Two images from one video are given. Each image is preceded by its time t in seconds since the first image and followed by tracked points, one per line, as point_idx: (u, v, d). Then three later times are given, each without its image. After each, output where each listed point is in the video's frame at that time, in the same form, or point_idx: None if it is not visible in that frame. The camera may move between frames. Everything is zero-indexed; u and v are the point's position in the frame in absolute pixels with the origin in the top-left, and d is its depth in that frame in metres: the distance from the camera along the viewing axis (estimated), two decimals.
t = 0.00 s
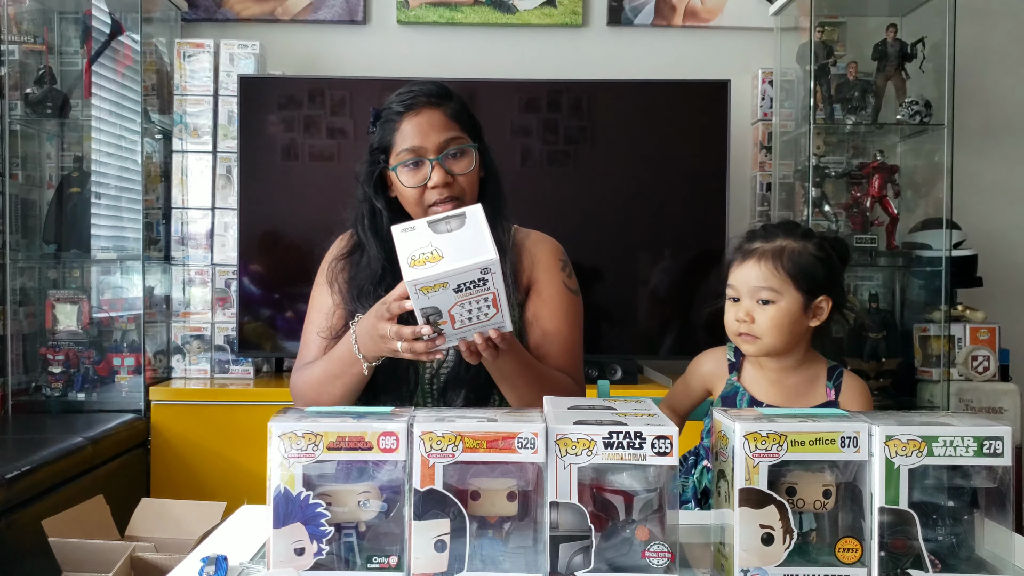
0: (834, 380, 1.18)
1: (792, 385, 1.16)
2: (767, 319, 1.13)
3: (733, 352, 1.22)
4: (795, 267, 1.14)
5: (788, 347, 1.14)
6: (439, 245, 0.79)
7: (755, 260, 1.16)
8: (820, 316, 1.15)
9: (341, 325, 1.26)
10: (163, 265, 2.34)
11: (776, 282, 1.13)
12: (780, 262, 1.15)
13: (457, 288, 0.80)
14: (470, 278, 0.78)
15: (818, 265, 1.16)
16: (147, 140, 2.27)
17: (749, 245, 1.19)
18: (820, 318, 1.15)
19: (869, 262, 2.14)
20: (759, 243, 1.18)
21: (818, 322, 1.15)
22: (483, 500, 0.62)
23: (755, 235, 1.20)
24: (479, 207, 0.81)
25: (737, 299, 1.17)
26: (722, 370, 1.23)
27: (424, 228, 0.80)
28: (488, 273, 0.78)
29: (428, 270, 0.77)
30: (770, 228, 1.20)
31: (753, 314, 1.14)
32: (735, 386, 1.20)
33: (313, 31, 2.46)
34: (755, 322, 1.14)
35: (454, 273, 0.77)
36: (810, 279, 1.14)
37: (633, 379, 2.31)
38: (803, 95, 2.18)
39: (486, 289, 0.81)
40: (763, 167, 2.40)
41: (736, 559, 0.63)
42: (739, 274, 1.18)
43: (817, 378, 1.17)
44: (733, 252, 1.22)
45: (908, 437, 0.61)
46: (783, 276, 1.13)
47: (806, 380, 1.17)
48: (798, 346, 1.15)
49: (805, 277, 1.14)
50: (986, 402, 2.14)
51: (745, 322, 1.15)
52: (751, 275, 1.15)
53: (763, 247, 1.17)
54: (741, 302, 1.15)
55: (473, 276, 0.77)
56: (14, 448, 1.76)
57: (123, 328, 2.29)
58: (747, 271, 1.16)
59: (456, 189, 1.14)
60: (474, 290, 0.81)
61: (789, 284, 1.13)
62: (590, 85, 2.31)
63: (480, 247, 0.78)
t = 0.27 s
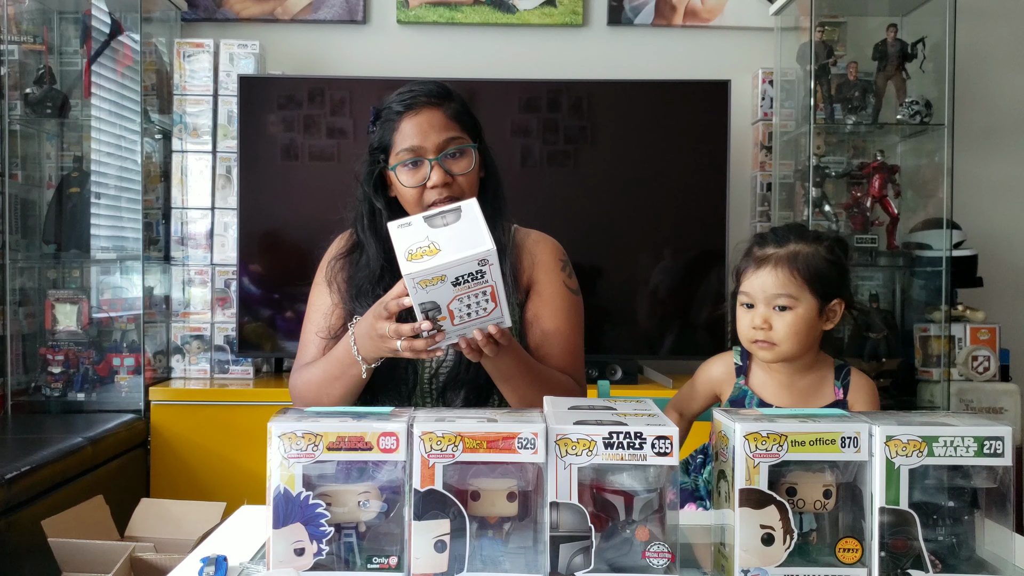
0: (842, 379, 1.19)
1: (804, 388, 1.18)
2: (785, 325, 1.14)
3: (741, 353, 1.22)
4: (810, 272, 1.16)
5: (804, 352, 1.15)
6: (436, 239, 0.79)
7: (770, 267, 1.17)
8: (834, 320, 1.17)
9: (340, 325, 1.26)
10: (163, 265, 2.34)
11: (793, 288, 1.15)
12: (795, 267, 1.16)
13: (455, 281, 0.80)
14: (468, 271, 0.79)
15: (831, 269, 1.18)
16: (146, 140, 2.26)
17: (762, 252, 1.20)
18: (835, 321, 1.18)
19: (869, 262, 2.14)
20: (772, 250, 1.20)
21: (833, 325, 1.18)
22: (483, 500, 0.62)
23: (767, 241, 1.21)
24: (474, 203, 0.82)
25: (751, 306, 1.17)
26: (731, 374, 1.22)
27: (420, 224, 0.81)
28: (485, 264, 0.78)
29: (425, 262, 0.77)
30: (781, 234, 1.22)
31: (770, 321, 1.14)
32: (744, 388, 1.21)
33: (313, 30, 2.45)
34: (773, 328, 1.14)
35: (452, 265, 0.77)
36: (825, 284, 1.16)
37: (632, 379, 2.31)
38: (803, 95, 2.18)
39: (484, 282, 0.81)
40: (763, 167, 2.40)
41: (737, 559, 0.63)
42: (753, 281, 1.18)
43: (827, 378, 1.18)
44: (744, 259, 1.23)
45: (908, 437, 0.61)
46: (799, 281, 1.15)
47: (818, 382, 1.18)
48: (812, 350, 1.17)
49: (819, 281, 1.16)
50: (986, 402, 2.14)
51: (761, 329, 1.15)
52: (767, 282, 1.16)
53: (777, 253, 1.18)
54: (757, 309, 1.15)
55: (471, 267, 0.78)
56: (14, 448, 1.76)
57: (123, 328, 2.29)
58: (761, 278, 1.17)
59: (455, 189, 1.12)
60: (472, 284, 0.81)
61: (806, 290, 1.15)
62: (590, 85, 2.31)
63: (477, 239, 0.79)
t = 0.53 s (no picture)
0: (849, 373, 1.20)
1: (813, 383, 1.18)
2: (795, 322, 1.14)
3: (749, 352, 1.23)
4: (814, 266, 1.16)
5: (815, 347, 1.16)
6: (430, 239, 0.79)
7: (774, 264, 1.17)
8: (839, 310, 1.19)
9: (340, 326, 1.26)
10: (163, 265, 2.34)
11: (799, 284, 1.15)
12: (798, 262, 1.17)
13: (452, 279, 0.79)
14: (464, 267, 0.78)
15: (832, 260, 1.18)
16: (146, 140, 2.26)
17: (761, 250, 1.20)
18: (840, 311, 1.20)
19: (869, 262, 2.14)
20: (772, 247, 1.19)
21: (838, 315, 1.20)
22: (483, 500, 0.62)
23: (765, 238, 1.21)
24: (465, 202, 0.83)
25: (757, 307, 1.17)
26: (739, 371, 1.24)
27: (413, 225, 0.81)
28: (481, 260, 0.78)
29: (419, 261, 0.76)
30: (777, 230, 1.21)
31: (780, 319, 1.14)
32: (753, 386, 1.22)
33: (313, 30, 2.45)
34: (783, 326, 1.14)
35: (448, 262, 0.77)
36: (829, 277, 1.17)
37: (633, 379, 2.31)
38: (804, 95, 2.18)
39: (480, 276, 0.81)
40: (763, 166, 2.40)
41: (737, 559, 0.63)
42: (758, 280, 1.18)
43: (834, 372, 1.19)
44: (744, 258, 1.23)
45: (909, 437, 0.61)
46: (805, 276, 1.16)
47: (825, 376, 1.19)
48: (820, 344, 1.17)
49: (824, 274, 1.17)
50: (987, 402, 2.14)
51: (771, 328, 1.15)
52: (773, 279, 1.17)
53: (777, 250, 1.19)
54: (766, 309, 1.15)
55: (467, 263, 0.77)
56: (14, 448, 1.76)
57: (123, 328, 2.29)
58: (766, 276, 1.17)
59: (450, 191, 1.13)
60: (469, 280, 0.81)
61: (812, 285, 1.16)
62: (590, 85, 2.31)
63: (471, 235, 0.78)
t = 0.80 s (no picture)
0: (848, 373, 1.21)
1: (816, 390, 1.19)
2: (802, 329, 1.13)
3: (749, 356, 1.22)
4: (819, 272, 1.17)
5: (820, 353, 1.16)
6: (437, 279, 0.78)
7: (779, 272, 1.17)
8: (842, 316, 1.20)
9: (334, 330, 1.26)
10: (163, 265, 2.34)
11: (805, 292, 1.15)
12: (803, 269, 1.17)
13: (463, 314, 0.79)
14: (474, 303, 0.78)
15: (835, 266, 1.19)
16: (146, 140, 2.26)
17: (764, 257, 1.20)
18: (842, 317, 1.20)
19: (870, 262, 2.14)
20: (776, 254, 1.19)
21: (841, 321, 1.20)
22: (483, 500, 0.62)
23: (767, 245, 1.21)
24: (459, 231, 0.81)
25: (763, 315, 1.16)
26: (739, 377, 1.23)
27: (414, 267, 0.79)
28: (490, 293, 0.78)
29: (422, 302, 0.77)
30: (779, 235, 1.22)
31: (787, 327, 1.14)
32: (755, 393, 1.21)
33: (313, 30, 2.45)
34: (791, 334, 1.14)
35: (461, 303, 0.76)
36: (833, 283, 1.17)
37: (633, 379, 2.31)
38: (804, 95, 2.18)
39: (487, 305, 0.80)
40: (764, 166, 2.39)
41: (737, 559, 0.62)
42: (763, 288, 1.18)
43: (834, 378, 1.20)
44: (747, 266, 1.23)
45: (909, 437, 0.61)
46: (810, 283, 1.16)
47: (828, 381, 1.20)
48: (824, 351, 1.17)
49: (828, 280, 1.17)
50: (987, 402, 2.14)
51: (778, 336, 1.14)
52: (778, 287, 1.16)
53: (780, 257, 1.18)
54: (772, 318, 1.14)
55: (479, 300, 0.77)
56: (14, 448, 1.76)
57: (123, 328, 2.29)
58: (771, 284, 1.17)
59: (445, 202, 1.14)
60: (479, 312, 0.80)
61: (817, 292, 1.15)
62: (590, 85, 2.31)
63: (477, 272, 0.78)
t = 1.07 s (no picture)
0: (849, 376, 1.21)
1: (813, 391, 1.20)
2: (798, 336, 1.14)
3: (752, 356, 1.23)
4: (815, 277, 1.17)
5: (818, 359, 1.16)
6: (446, 305, 0.76)
7: (775, 279, 1.17)
8: (841, 321, 1.20)
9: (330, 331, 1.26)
10: (163, 265, 2.34)
11: (802, 298, 1.15)
12: (799, 275, 1.16)
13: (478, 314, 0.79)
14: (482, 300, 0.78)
15: (833, 269, 1.19)
16: (146, 140, 2.26)
17: (760, 263, 1.20)
18: (841, 322, 1.20)
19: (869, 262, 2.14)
20: (772, 261, 1.19)
21: (840, 326, 1.20)
22: (483, 500, 0.62)
23: (764, 250, 1.21)
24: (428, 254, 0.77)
25: (759, 321, 1.16)
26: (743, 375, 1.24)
27: (417, 308, 0.77)
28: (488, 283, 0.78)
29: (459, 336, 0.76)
30: (776, 241, 1.21)
31: (784, 334, 1.14)
32: (758, 393, 1.22)
33: (313, 30, 2.45)
34: (787, 341, 1.14)
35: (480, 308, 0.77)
36: (830, 288, 1.17)
37: (633, 379, 2.31)
38: (803, 95, 2.18)
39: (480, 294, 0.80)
40: (763, 166, 2.40)
41: (736, 559, 0.63)
42: (760, 294, 1.17)
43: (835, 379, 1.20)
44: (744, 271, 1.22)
45: (908, 437, 0.61)
46: (807, 290, 1.15)
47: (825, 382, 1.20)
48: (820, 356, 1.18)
49: (825, 285, 1.17)
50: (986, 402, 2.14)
51: (775, 343, 1.14)
52: (775, 294, 1.16)
53: (777, 263, 1.18)
54: (769, 325, 1.14)
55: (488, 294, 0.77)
56: (14, 448, 1.76)
57: (123, 328, 2.29)
58: (767, 291, 1.17)
59: (443, 199, 1.14)
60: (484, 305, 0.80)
61: (814, 298, 1.15)
62: (590, 85, 2.31)
63: (472, 277, 0.76)
